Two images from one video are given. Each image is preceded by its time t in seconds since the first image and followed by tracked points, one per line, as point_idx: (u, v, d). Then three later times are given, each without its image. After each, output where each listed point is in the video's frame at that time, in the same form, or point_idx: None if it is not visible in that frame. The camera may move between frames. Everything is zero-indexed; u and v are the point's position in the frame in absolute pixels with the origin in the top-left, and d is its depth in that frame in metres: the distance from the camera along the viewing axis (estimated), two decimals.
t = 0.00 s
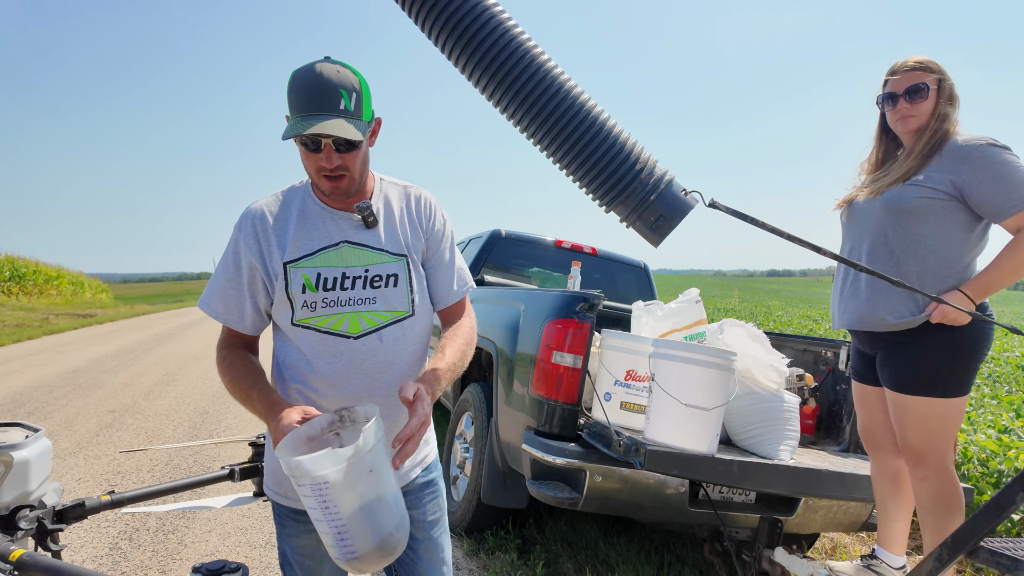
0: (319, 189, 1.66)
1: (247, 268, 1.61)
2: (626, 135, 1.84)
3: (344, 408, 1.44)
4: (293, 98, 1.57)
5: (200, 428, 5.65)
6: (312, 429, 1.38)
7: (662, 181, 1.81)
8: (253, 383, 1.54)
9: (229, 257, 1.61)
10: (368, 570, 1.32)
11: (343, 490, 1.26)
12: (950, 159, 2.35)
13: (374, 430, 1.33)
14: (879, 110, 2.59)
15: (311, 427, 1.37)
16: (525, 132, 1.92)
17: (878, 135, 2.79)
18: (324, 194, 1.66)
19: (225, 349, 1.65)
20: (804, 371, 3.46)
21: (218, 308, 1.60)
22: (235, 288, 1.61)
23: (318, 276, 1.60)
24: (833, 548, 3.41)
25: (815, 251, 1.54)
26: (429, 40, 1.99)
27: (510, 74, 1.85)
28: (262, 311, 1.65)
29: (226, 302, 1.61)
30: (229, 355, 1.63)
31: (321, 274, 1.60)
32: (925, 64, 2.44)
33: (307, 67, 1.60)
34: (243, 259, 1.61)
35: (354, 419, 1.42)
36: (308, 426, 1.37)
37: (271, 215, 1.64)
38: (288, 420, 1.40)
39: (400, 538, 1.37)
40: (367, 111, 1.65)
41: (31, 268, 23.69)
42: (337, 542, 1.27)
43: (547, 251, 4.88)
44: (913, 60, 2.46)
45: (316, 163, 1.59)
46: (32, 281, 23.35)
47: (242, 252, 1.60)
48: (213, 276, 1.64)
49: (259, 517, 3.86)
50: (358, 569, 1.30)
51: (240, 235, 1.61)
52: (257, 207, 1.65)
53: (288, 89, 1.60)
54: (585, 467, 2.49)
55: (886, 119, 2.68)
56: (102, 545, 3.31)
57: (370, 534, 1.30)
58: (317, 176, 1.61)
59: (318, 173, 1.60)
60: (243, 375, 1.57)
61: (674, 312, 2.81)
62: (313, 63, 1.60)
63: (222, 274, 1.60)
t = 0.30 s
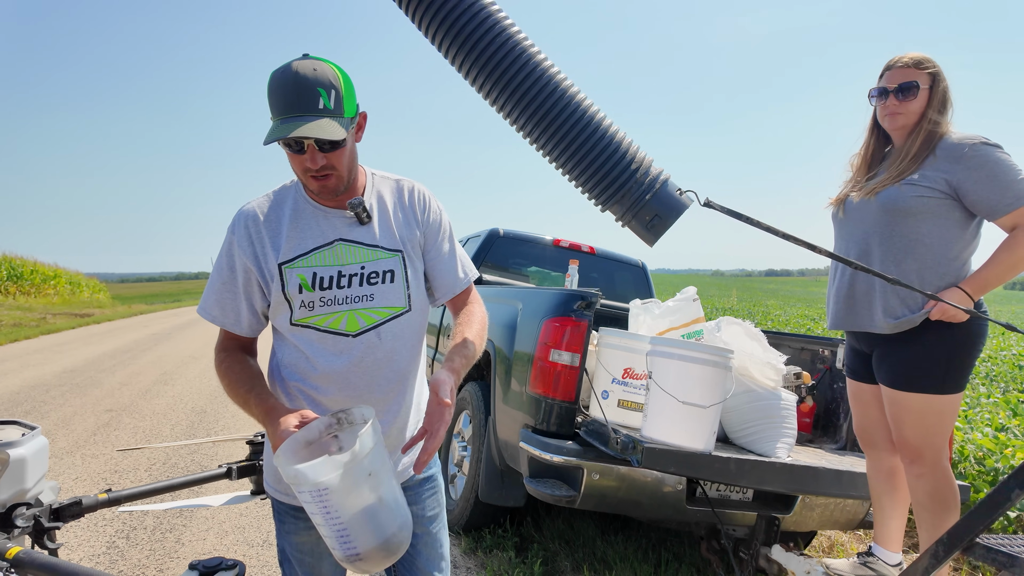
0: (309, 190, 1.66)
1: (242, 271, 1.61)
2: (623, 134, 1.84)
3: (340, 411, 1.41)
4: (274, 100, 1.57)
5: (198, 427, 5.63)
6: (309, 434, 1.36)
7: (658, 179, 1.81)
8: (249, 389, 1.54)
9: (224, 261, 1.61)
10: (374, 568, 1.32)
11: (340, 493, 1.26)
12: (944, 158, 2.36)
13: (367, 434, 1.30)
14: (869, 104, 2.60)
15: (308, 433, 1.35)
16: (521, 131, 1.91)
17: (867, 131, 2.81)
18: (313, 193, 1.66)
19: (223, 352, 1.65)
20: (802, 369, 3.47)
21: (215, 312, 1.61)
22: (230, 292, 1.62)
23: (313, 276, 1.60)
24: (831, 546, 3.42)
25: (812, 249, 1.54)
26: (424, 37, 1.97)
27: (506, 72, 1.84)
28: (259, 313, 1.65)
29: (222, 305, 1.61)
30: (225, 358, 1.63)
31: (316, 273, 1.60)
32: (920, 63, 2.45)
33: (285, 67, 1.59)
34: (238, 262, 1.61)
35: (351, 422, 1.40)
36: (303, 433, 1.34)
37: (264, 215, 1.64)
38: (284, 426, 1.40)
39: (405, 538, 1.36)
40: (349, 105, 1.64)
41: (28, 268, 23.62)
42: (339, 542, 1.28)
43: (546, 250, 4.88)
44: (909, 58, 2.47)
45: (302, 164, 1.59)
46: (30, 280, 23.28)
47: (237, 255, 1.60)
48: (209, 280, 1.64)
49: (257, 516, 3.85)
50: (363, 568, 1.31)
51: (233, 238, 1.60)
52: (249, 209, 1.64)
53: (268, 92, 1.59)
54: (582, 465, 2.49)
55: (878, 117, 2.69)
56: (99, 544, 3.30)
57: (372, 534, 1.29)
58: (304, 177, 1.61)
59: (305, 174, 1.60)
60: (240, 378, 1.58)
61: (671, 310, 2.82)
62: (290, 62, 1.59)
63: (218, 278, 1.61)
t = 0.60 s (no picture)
0: (306, 187, 1.66)
1: (240, 270, 1.61)
2: (624, 130, 1.82)
3: (350, 409, 1.46)
4: (272, 98, 1.57)
5: (196, 427, 5.62)
6: (319, 426, 1.39)
7: (659, 176, 1.80)
8: (251, 383, 1.54)
9: (221, 261, 1.61)
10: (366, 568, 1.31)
11: (358, 477, 1.28)
12: (937, 157, 2.36)
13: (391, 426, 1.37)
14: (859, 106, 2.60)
15: (320, 424, 1.39)
16: (523, 127, 1.90)
17: (858, 131, 2.81)
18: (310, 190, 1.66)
19: (221, 350, 1.65)
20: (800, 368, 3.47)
21: (212, 312, 1.61)
22: (227, 292, 1.62)
23: (311, 274, 1.60)
24: (829, 545, 3.43)
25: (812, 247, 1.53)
26: (425, 33, 1.96)
27: (508, 67, 1.83)
28: (257, 312, 1.65)
29: (220, 306, 1.61)
30: (224, 357, 1.62)
31: (314, 272, 1.60)
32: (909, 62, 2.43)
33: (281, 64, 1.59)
34: (235, 261, 1.61)
35: (360, 420, 1.44)
36: (315, 423, 1.37)
37: (261, 214, 1.64)
38: (290, 417, 1.41)
39: (400, 542, 1.36)
40: (347, 103, 1.64)
41: (26, 267, 23.55)
42: (341, 532, 1.27)
43: (544, 249, 4.88)
44: (898, 57, 2.46)
45: (299, 161, 1.59)
46: (27, 280, 23.21)
47: (234, 254, 1.60)
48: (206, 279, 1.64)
49: (255, 516, 3.84)
50: (356, 567, 1.29)
51: (230, 238, 1.60)
52: (246, 208, 1.64)
53: (264, 90, 1.59)
54: (581, 464, 2.49)
55: (868, 118, 2.69)
56: (97, 544, 3.29)
57: (377, 528, 1.30)
58: (302, 174, 1.61)
59: (302, 171, 1.61)
60: (240, 374, 1.57)
61: (670, 310, 2.83)
62: (288, 59, 1.59)
63: (215, 278, 1.61)
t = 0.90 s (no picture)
0: (308, 186, 1.66)
1: (236, 269, 1.60)
2: (621, 131, 1.82)
3: (348, 409, 1.47)
4: (277, 95, 1.56)
5: (194, 427, 5.62)
6: (318, 425, 1.39)
7: (657, 177, 1.80)
8: (247, 381, 1.54)
9: (217, 259, 1.59)
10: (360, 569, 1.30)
11: (360, 477, 1.28)
12: (932, 157, 2.36)
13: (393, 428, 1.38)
14: (852, 109, 2.61)
15: (317, 423, 1.39)
16: (520, 128, 1.90)
17: (853, 132, 2.81)
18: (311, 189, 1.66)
19: (214, 350, 1.64)
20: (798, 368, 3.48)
21: (207, 312, 1.60)
22: (222, 291, 1.61)
23: (310, 274, 1.60)
24: (826, 545, 3.43)
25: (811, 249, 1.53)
26: (423, 34, 1.96)
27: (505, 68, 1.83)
28: (252, 312, 1.64)
29: (215, 305, 1.60)
30: (218, 356, 1.62)
31: (312, 271, 1.60)
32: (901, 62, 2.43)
33: (290, 60, 1.59)
34: (231, 260, 1.59)
35: (358, 420, 1.45)
36: (315, 421, 1.38)
37: (260, 214, 1.63)
38: (289, 413, 1.41)
39: (392, 545, 1.36)
40: (351, 103, 1.65)
41: (23, 267, 23.50)
42: (338, 531, 1.27)
43: (543, 249, 4.88)
44: (890, 58, 2.46)
45: (303, 159, 1.59)
46: (25, 279, 23.17)
47: (230, 254, 1.59)
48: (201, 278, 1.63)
49: (253, 515, 3.84)
50: (350, 567, 1.28)
51: (227, 236, 1.59)
52: (244, 208, 1.64)
53: (270, 87, 1.59)
54: (579, 464, 2.49)
55: (862, 120, 2.69)
56: (94, 544, 3.29)
57: (373, 530, 1.30)
58: (304, 172, 1.61)
59: (305, 169, 1.60)
60: (233, 374, 1.57)
61: (668, 309, 2.83)
62: (295, 58, 1.60)
63: (210, 276, 1.59)
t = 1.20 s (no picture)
0: (313, 187, 1.65)
1: (236, 269, 1.58)
2: (618, 133, 1.82)
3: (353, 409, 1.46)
4: (294, 96, 1.55)
5: (192, 427, 5.61)
6: (323, 426, 1.39)
7: (654, 179, 1.80)
8: (248, 381, 1.53)
9: (215, 260, 1.58)
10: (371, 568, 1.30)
11: (369, 480, 1.28)
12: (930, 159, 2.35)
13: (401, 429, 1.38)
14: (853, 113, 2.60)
15: (324, 424, 1.38)
16: (518, 129, 1.90)
17: (854, 132, 2.81)
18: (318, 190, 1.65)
19: (211, 351, 1.63)
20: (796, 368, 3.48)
21: (205, 312, 1.59)
22: (221, 291, 1.59)
23: (313, 273, 1.60)
24: (824, 544, 3.44)
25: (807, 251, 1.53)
26: (421, 35, 1.96)
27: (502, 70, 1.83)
28: (250, 313, 1.63)
29: (213, 306, 1.59)
30: (215, 357, 1.61)
31: (316, 271, 1.60)
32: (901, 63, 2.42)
33: (306, 61, 1.59)
34: (230, 260, 1.58)
35: (364, 421, 1.45)
36: (321, 422, 1.37)
37: (260, 214, 1.62)
38: (294, 414, 1.41)
39: (401, 542, 1.37)
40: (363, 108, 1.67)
41: (21, 267, 23.46)
42: (347, 533, 1.27)
43: (541, 249, 4.88)
44: (891, 59, 2.45)
45: (319, 160, 1.59)
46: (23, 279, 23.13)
47: (230, 254, 1.58)
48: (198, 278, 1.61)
49: (251, 515, 3.84)
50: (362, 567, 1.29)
51: (226, 236, 1.58)
52: (243, 207, 1.62)
53: (285, 87, 1.58)
54: (577, 464, 2.49)
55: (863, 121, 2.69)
56: (92, 544, 3.29)
57: (383, 530, 1.31)
58: (315, 173, 1.60)
59: (318, 170, 1.60)
60: (232, 375, 1.57)
61: (666, 309, 2.84)
62: (310, 61, 1.59)
63: (208, 277, 1.58)
